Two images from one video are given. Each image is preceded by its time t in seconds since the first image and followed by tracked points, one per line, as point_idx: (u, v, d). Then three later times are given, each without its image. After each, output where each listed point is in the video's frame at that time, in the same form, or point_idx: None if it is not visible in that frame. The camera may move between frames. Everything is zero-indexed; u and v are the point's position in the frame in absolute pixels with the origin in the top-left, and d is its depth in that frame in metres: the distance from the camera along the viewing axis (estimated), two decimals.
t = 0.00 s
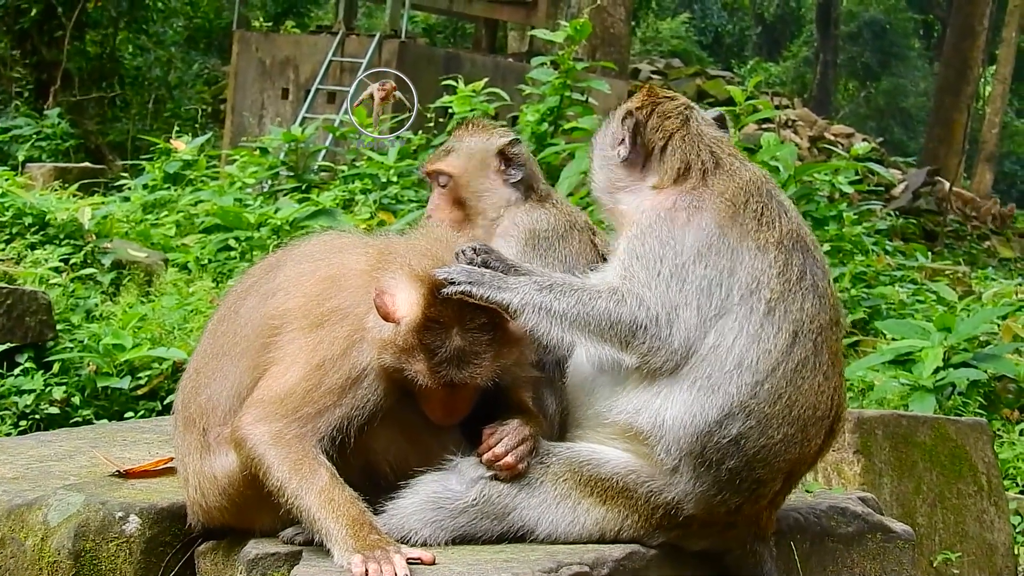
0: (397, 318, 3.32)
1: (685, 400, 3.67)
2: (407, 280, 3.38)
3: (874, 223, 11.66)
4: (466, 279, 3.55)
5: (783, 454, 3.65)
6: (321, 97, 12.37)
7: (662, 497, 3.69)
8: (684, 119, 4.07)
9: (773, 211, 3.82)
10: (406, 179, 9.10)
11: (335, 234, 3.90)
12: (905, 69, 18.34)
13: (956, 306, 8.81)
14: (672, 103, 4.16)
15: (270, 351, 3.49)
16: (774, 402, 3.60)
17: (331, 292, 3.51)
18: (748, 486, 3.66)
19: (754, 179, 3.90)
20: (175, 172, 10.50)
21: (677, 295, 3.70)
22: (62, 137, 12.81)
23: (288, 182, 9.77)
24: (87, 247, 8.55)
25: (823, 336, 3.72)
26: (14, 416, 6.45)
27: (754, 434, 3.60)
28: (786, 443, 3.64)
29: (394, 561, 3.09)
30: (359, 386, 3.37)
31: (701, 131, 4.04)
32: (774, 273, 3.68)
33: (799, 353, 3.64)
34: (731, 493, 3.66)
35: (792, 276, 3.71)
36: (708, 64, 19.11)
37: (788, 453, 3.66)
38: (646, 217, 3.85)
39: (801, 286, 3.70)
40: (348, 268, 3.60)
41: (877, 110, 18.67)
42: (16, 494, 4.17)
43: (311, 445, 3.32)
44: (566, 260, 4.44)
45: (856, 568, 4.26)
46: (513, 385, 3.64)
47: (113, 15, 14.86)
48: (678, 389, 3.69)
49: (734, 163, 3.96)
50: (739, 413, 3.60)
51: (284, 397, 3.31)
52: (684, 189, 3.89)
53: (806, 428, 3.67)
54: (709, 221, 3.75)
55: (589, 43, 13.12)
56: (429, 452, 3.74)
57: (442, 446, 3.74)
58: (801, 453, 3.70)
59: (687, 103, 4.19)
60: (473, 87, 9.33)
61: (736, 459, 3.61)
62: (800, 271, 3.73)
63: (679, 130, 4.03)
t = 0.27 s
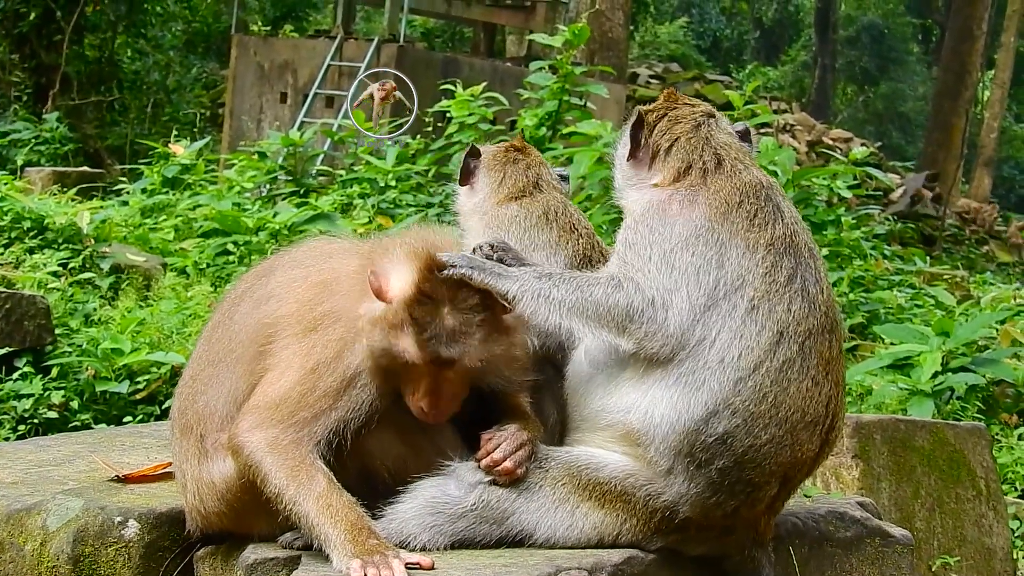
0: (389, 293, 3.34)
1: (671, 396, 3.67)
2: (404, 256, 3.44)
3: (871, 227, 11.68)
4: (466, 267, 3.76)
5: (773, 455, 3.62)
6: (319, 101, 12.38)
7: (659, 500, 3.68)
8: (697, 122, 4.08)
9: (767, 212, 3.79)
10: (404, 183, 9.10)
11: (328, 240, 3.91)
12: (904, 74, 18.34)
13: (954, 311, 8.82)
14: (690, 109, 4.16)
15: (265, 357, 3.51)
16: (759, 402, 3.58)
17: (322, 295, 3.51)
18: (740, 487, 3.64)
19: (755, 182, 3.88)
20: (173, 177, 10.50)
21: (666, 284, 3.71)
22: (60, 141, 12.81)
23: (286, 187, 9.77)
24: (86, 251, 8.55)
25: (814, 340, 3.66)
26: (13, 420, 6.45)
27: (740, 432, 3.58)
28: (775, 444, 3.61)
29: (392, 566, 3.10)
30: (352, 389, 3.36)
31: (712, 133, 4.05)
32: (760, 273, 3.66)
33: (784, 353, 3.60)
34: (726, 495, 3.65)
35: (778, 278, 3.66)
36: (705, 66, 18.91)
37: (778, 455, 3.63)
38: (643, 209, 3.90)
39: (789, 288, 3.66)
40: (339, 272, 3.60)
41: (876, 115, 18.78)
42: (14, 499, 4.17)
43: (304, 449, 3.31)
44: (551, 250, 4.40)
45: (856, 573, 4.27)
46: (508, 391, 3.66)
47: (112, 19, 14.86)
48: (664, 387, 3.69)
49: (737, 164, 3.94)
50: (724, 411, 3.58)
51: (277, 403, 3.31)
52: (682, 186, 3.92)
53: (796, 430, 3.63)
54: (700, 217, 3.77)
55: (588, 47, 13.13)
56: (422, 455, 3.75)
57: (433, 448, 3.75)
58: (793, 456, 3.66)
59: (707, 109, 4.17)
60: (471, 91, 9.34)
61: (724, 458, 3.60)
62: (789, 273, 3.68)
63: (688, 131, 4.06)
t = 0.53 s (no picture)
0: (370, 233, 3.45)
1: (656, 394, 3.68)
2: (372, 201, 3.60)
3: (872, 230, 11.67)
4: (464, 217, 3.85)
5: (762, 456, 3.60)
6: (319, 106, 12.39)
7: (655, 503, 3.68)
8: (700, 127, 4.09)
9: (761, 215, 3.80)
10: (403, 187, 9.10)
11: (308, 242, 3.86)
12: (904, 77, 18.25)
13: (955, 314, 8.82)
14: (694, 113, 4.17)
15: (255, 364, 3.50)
16: (744, 400, 3.56)
17: (304, 297, 3.49)
18: (733, 489, 3.63)
19: (752, 185, 3.89)
20: (173, 182, 10.51)
21: (650, 277, 3.72)
22: (61, 146, 12.83)
23: (286, 192, 9.78)
24: (86, 256, 8.56)
25: (803, 340, 3.65)
26: (13, 425, 6.45)
27: (727, 431, 3.57)
28: (764, 444, 3.59)
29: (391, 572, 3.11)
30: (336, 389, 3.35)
31: (713, 137, 4.05)
32: (745, 272, 3.67)
33: (769, 352, 3.59)
34: (720, 497, 3.64)
35: (764, 277, 3.67)
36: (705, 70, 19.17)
37: (768, 456, 3.61)
38: (636, 203, 3.92)
39: (777, 289, 3.66)
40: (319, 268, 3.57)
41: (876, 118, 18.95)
42: (12, 504, 4.17)
43: (292, 455, 3.30)
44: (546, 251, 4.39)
45: None
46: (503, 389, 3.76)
47: (112, 24, 14.84)
48: (650, 385, 3.70)
49: (734, 166, 3.96)
50: (708, 409, 3.58)
51: (265, 412, 3.30)
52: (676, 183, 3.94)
53: (785, 431, 3.61)
54: (689, 216, 3.78)
55: (588, 51, 13.13)
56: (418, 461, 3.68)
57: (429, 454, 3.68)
58: (785, 457, 3.64)
59: (711, 114, 4.17)
60: (471, 95, 9.34)
61: (713, 458, 3.59)
62: (776, 274, 3.69)
63: (689, 134, 4.07)
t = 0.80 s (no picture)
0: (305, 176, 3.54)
1: (646, 392, 3.70)
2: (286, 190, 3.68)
3: (871, 231, 11.68)
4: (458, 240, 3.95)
5: (756, 455, 3.58)
6: (318, 110, 12.41)
7: (651, 502, 3.67)
8: (696, 127, 4.09)
9: (753, 214, 3.82)
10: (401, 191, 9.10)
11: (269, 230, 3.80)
12: (902, 78, 18.67)
13: (954, 314, 8.82)
14: (691, 114, 4.17)
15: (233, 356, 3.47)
16: (735, 398, 3.56)
17: (274, 284, 3.44)
18: (729, 487, 3.62)
19: (744, 184, 3.91)
20: (172, 188, 10.52)
21: (639, 278, 3.79)
22: (59, 153, 12.85)
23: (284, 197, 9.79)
24: (85, 262, 8.56)
25: (795, 337, 3.64)
26: (12, 432, 6.45)
27: (718, 429, 3.57)
28: (757, 443, 3.57)
29: None
30: (309, 365, 3.30)
31: (708, 138, 4.06)
32: (735, 270, 3.68)
33: (761, 349, 3.59)
34: (716, 496, 3.63)
35: (755, 275, 3.67)
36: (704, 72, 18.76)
37: (762, 454, 3.59)
38: (627, 204, 3.96)
39: (767, 286, 3.66)
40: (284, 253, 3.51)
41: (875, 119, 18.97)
42: (10, 510, 4.17)
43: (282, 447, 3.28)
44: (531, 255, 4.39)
45: None
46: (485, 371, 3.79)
47: (109, 30, 14.83)
48: (640, 384, 3.72)
49: (728, 166, 3.97)
50: (698, 408, 3.59)
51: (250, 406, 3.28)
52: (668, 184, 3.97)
53: (779, 429, 3.59)
54: (678, 216, 3.82)
55: (586, 54, 13.14)
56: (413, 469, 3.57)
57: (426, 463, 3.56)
58: (780, 455, 3.62)
59: (707, 115, 4.17)
60: (469, 98, 9.34)
61: (706, 455, 3.59)
62: (767, 272, 3.68)
63: (684, 135, 4.08)
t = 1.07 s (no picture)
0: (299, 151, 3.69)
1: (645, 394, 3.69)
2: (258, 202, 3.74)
3: (869, 231, 11.68)
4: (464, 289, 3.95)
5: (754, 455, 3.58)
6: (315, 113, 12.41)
7: (648, 503, 3.66)
8: (687, 128, 4.10)
9: (746, 214, 3.83)
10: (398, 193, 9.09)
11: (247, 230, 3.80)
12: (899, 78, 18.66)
13: (952, 313, 8.82)
14: (683, 115, 4.17)
15: (224, 344, 3.45)
16: (734, 399, 3.56)
17: (269, 266, 3.46)
18: (727, 488, 3.62)
19: (736, 183, 3.93)
20: (169, 191, 10.52)
21: (638, 281, 3.77)
22: (56, 156, 12.85)
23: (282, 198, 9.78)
24: (82, 266, 8.56)
25: (791, 337, 3.65)
26: (10, 436, 6.45)
27: (716, 430, 3.56)
28: (755, 444, 3.58)
29: None
30: (314, 334, 3.33)
31: (700, 139, 4.07)
32: (731, 271, 3.69)
33: (757, 349, 3.59)
34: (713, 496, 3.63)
35: (751, 276, 3.68)
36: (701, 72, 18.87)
37: (760, 455, 3.59)
38: (621, 210, 3.95)
39: (763, 285, 3.67)
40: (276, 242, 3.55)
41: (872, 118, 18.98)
42: (6, 514, 4.17)
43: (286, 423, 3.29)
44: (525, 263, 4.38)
45: None
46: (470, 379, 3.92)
47: (106, 34, 14.85)
48: (638, 385, 3.72)
49: (719, 166, 3.98)
50: (697, 409, 3.58)
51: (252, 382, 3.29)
52: (662, 185, 3.97)
53: (776, 429, 3.60)
54: (673, 218, 3.82)
55: (583, 55, 13.16)
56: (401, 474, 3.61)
57: (414, 469, 3.61)
58: (777, 456, 3.62)
59: (699, 115, 4.17)
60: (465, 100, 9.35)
61: (704, 456, 3.58)
62: (763, 272, 3.69)
63: (677, 135, 4.09)
